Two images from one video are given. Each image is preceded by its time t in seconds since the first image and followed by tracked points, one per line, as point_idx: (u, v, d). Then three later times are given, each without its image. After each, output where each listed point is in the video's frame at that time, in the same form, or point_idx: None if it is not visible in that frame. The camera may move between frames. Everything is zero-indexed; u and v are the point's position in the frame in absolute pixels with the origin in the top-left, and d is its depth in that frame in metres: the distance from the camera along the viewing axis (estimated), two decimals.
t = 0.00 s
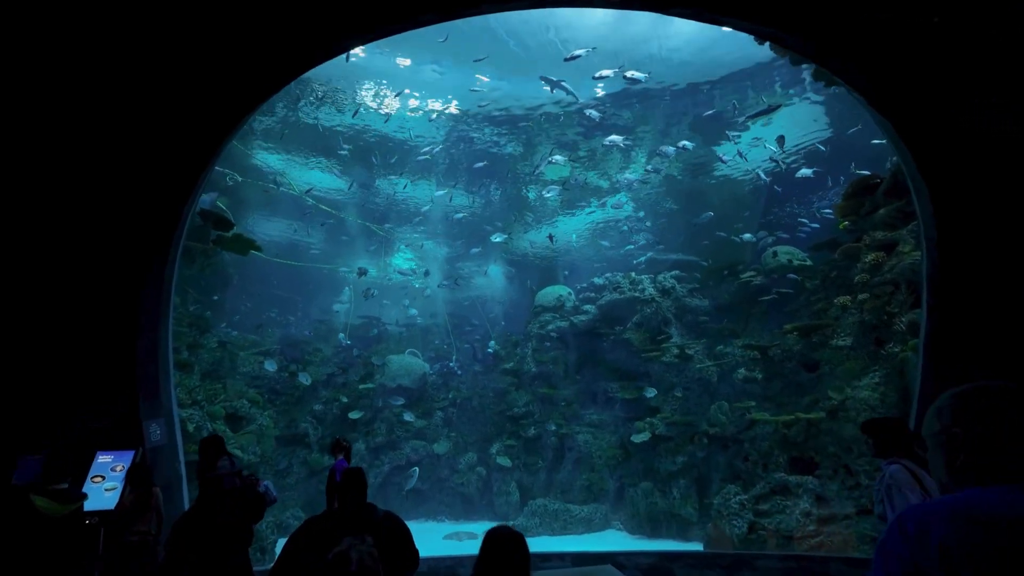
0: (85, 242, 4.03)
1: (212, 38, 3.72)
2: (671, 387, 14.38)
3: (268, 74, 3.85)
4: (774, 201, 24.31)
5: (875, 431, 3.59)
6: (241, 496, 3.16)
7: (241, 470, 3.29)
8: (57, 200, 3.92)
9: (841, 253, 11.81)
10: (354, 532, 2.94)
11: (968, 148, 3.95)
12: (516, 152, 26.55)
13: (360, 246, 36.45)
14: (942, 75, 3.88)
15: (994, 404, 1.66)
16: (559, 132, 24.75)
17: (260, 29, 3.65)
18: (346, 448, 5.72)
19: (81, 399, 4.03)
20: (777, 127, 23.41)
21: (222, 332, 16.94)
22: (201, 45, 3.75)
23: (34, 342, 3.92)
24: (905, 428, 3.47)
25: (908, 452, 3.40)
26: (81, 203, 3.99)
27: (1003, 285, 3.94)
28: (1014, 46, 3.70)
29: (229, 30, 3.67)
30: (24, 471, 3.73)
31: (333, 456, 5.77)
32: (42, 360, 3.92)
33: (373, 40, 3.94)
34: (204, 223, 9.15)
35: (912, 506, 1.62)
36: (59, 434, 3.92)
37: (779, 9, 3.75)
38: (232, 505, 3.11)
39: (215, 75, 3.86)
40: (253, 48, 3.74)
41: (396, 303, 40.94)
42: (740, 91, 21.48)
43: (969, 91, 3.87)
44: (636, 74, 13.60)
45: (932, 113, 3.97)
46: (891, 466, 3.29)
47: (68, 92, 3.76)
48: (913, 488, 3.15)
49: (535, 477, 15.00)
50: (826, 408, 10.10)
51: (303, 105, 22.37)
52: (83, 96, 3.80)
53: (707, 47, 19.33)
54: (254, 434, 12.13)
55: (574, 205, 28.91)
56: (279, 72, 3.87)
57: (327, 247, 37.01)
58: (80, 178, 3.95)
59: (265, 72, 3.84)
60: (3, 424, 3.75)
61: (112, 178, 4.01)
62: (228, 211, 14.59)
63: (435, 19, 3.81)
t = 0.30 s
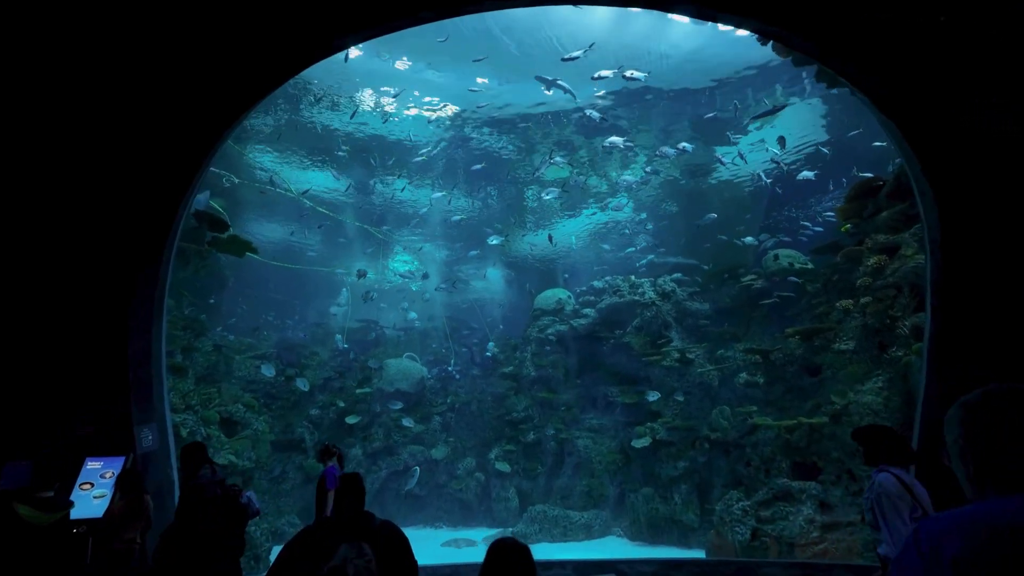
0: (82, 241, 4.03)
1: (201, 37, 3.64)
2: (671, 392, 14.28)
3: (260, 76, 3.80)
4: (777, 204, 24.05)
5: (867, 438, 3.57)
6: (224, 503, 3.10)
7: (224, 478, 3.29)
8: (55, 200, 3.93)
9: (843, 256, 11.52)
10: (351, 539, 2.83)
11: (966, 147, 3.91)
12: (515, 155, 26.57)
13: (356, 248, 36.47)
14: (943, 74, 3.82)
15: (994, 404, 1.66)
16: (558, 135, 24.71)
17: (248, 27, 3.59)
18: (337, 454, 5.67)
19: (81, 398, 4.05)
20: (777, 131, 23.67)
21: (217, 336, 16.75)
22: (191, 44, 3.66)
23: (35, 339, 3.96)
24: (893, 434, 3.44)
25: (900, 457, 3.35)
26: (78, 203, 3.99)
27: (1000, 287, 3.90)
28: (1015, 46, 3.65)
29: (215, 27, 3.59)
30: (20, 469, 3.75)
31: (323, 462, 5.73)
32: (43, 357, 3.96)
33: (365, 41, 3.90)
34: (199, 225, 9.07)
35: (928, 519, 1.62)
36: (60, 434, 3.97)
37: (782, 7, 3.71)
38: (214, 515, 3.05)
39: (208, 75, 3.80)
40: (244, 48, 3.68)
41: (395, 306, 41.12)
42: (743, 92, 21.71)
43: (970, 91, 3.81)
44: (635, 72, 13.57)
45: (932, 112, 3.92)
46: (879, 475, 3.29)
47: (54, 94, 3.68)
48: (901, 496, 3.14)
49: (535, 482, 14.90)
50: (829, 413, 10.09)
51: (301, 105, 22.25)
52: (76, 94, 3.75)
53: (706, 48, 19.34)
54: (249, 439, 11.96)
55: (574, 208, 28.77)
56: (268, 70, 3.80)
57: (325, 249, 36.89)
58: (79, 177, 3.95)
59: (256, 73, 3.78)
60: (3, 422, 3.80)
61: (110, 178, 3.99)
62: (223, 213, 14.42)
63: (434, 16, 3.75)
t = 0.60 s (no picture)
0: (79, 241, 4.07)
1: (184, 33, 3.53)
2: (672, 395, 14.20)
3: (249, 74, 3.74)
4: (780, 205, 24.70)
5: (853, 444, 3.64)
6: (202, 510, 3.03)
7: (204, 485, 3.22)
8: (50, 198, 3.94)
9: (844, 258, 11.69)
10: (349, 547, 2.72)
11: (966, 146, 3.84)
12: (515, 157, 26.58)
13: (353, 249, 36.44)
14: (945, 72, 3.75)
15: (1005, 414, 1.72)
16: (558, 136, 24.69)
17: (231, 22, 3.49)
18: (323, 459, 5.56)
19: (81, 398, 4.13)
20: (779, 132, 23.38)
21: (213, 338, 16.63)
22: (174, 40, 3.56)
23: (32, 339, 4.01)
24: (881, 442, 3.51)
25: (887, 466, 3.42)
26: (73, 203, 4.01)
27: (1000, 289, 3.83)
28: (1016, 44, 3.56)
29: (198, 23, 3.48)
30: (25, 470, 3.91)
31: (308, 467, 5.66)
32: (42, 357, 4.03)
33: (356, 38, 3.83)
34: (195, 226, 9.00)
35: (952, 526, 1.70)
36: (61, 434, 4.06)
37: (786, 5, 3.66)
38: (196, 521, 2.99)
39: (196, 72, 3.73)
40: (231, 44, 3.60)
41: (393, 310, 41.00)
42: (742, 94, 21.58)
43: (973, 90, 3.75)
44: (635, 70, 13.53)
45: (933, 110, 3.86)
46: (865, 483, 3.36)
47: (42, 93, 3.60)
48: (886, 504, 3.23)
49: (534, 487, 14.77)
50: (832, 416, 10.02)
51: (297, 104, 21.99)
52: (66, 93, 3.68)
53: (706, 48, 19.39)
54: (244, 443, 11.83)
55: (573, 211, 28.79)
56: (254, 68, 3.73)
57: (322, 251, 36.85)
58: (74, 174, 3.96)
59: (245, 70, 3.72)
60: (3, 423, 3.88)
61: (104, 177, 4.01)
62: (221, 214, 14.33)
63: (433, 11, 3.68)
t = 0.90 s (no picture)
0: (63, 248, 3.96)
1: (175, 29, 3.47)
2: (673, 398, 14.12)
3: (240, 72, 3.68)
4: (782, 206, 24.10)
5: (842, 446, 3.62)
6: (184, 514, 2.92)
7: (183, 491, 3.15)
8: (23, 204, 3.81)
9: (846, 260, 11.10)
10: (343, 557, 2.62)
11: (967, 145, 3.78)
12: (513, 159, 26.47)
13: (349, 249, 36.30)
14: (948, 70, 3.67)
15: None
16: (557, 136, 24.58)
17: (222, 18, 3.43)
18: (307, 462, 5.54)
19: (80, 398, 4.13)
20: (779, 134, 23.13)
21: (208, 341, 16.47)
22: (164, 36, 3.50)
23: (25, 341, 3.99)
24: (867, 444, 3.49)
25: (873, 467, 3.39)
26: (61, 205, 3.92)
27: (1001, 290, 3.80)
28: (1015, 43, 3.55)
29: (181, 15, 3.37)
30: (25, 471, 4.03)
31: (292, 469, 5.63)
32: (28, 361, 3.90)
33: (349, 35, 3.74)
34: (189, 226, 8.90)
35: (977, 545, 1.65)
36: (60, 434, 4.11)
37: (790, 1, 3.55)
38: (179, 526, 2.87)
39: (187, 70, 3.66)
40: (223, 41, 3.54)
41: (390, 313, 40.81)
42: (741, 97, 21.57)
43: (972, 89, 3.68)
44: (635, 66, 13.48)
45: (935, 110, 3.78)
46: (851, 484, 3.31)
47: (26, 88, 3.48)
48: (870, 505, 3.18)
49: (534, 492, 14.65)
50: (836, 420, 9.90)
51: (294, 102, 21.84)
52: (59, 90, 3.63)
53: (705, 49, 19.58)
54: (238, 448, 11.68)
55: (572, 212, 28.68)
56: (242, 66, 3.65)
57: (319, 251, 36.90)
58: (67, 177, 3.91)
59: (236, 68, 3.65)
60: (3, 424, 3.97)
61: (94, 179, 3.93)
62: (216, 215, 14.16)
63: (434, 4, 3.63)
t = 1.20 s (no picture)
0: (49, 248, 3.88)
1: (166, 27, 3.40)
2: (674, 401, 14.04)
3: (217, 78, 3.64)
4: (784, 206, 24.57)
5: (824, 446, 3.54)
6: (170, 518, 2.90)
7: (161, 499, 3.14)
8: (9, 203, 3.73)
9: (848, 262, 10.83)
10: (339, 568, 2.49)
11: (970, 145, 3.69)
12: (512, 160, 26.37)
13: (346, 251, 36.17)
14: (954, 69, 3.59)
15: None
16: (556, 137, 24.48)
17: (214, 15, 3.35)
18: (290, 466, 5.49)
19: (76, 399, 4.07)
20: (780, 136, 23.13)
21: (203, 343, 16.31)
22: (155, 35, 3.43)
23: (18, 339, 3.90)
24: (851, 444, 3.43)
25: (859, 470, 3.32)
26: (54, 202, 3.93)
27: (1004, 291, 3.70)
28: (1015, 45, 3.50)
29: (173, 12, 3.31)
30: (25, 471, 3.92)
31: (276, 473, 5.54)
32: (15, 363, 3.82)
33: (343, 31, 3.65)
34: (183, 226, 8.80)
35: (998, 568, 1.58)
36: (61, 433, 4.05)
37: None
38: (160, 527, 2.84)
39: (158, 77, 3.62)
40: (214, 40, 3.47)
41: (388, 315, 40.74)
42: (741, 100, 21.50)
43: (971, 89, 3.61)
44: (635, 64, 13.43)
45: (935, 109, 3.70)
46: (838, 486, 3.24)
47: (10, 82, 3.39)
48: (857, 508, 3.11)
49: (533, 497, 14.57)
50: (841, 423, 9.76)
51: (292, 102, 21.73)
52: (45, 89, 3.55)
53: (705, 50, 19.45)
54: (232, 452, 11.55)
55: (572, 213, 28.66)
56: (230, 65, 3.60)
57: (316, 253, 36.89)
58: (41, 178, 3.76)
59: (226, 67, 3.61)
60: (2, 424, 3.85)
61: (87, 175, 3.93)
62: (213, 216, 14.02)
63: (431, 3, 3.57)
